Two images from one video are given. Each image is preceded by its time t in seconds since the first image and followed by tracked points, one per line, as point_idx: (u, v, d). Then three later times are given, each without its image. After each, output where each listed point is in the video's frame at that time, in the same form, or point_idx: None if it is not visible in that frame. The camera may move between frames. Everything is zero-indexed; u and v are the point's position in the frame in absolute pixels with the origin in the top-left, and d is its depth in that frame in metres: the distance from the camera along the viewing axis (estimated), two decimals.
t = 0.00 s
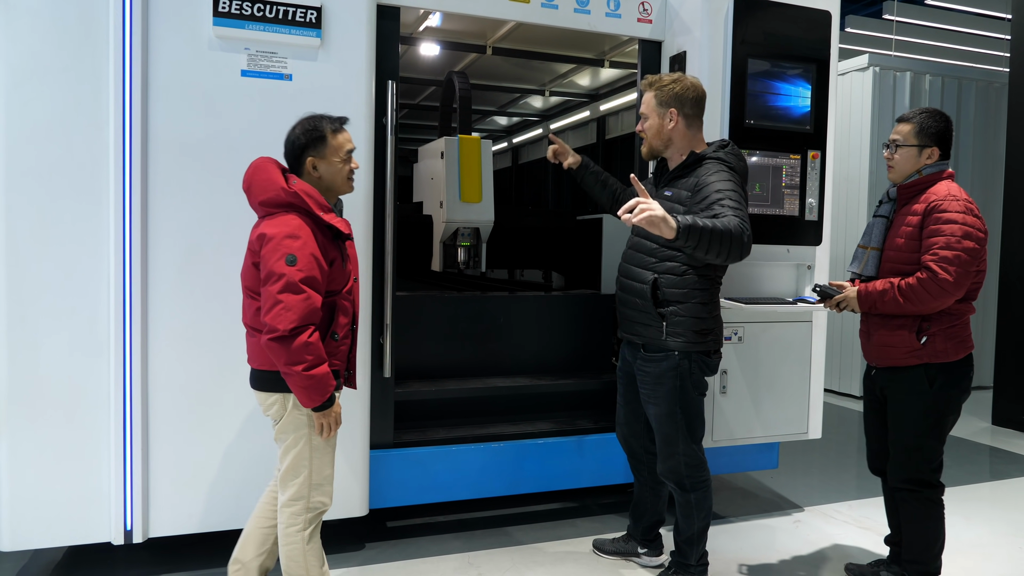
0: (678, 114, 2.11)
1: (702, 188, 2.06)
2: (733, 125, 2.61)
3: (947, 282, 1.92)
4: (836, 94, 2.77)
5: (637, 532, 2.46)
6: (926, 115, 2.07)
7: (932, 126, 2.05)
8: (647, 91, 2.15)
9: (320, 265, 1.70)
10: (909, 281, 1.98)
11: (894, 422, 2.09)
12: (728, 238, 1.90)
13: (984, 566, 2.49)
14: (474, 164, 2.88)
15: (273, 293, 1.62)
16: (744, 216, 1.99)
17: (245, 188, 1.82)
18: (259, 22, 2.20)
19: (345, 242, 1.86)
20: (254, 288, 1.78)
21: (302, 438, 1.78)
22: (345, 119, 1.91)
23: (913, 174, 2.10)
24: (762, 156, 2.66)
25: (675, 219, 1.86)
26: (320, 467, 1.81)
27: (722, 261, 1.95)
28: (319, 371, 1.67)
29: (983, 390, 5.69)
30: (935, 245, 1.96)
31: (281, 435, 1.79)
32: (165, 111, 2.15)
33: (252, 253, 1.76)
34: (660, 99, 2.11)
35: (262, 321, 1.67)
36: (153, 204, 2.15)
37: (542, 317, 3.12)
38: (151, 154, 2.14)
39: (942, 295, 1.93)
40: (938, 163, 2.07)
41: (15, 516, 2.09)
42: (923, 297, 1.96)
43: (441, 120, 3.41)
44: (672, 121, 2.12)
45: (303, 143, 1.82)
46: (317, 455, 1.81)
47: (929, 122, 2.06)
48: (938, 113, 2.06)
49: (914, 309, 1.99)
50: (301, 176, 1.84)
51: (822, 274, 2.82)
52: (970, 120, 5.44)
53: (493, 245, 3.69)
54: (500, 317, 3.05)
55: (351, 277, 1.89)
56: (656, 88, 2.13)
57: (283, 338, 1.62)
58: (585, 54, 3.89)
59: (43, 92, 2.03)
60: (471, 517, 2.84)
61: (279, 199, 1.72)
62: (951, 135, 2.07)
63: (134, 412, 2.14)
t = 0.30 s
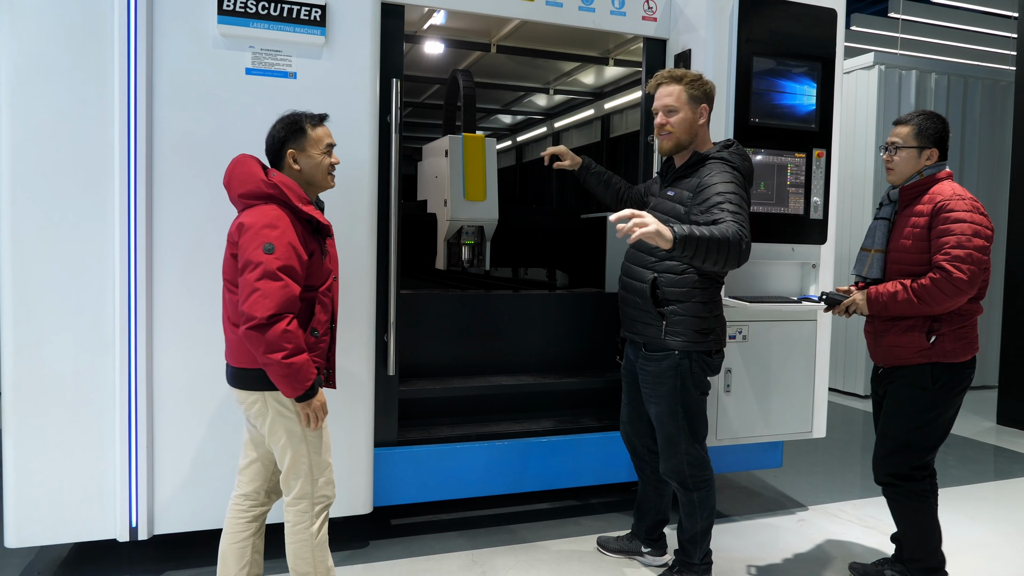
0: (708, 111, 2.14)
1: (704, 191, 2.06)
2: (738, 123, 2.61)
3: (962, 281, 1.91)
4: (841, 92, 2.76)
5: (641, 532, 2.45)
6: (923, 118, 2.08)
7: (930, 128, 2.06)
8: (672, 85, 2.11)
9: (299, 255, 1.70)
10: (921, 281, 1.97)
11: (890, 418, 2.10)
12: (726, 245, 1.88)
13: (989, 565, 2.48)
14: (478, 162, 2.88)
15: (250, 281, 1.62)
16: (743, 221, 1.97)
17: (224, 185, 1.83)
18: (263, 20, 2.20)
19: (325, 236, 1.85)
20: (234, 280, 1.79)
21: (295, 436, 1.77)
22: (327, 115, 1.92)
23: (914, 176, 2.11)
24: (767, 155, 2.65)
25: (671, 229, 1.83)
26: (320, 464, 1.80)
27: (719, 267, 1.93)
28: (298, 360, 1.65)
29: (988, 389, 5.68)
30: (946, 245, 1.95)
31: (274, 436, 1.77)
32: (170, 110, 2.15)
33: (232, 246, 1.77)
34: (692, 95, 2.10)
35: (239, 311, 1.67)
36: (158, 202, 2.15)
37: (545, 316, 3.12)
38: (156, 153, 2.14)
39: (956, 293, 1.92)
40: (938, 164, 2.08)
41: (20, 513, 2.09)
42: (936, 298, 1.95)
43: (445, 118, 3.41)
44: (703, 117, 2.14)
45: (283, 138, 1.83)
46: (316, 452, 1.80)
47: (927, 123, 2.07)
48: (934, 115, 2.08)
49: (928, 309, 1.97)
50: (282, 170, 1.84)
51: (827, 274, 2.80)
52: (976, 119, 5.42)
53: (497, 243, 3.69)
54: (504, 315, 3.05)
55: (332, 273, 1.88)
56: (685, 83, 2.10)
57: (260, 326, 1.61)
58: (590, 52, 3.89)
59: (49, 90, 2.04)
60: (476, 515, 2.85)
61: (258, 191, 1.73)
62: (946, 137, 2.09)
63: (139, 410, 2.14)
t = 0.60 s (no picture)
0: (700, 106, 2.10)
1: (706, 182, 2.06)
2: (742, 120, 2.60)
3: (955, 279, 1.90)
4: (846, 89, 2.75)
5: (644, 529, 2.45)
6: (946, 112, 2.04)
7: (951, 123, 2.03)
8: (664, 83, 2.11)
9: (298, 251, 1.70)
10: (918, 277, 1.97)
11: (903, 419, 2.09)
12: (723, 223, 1.88)
13: (994, 563, 2.48)
14: (482, 159, 2.88)
15: (249, 278, 1.63)
16: (744, 203, 1.96)
17: (224, 181, 1.83)
18: (267, 17, 2.20)
19: (325, 233, 1.86)
20: (235, 277, 1.79)
21: (296, 433, 1.77)
22: (325, 112, 1.92)
23: (929, 171, 2.09)
24: (771, 152, 2.64)
25: (662, 197, 1.81)
26: (322, 462, 1.81)
27: (716, 245, 1.92)
28: (298, 357, 1.66)
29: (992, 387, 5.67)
30: (946, 241, 1.95)
31: (275, 435, 1.77)
32: (174, 107, 2.15)
33: (232, 244, 1.77)
34: (682, 91, 2.09)
35: (240, 309, 1.67)
36: (162, 199, 2.15)
37: (549, 313, 3.12)
38: (160, 150, 2.15)
39: (950, 292, 1.92)
40: (955, 161, 2.05)
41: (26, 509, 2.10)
42: (931, 294, 1.95)
43: (449, 116, 3.40)
44: (694, 113, 2.11)
45: (281, 133, 1.83)
46: (318, 449, 1.81)
47: (948, 118, 2.03)
48: (957, 110, 2.04)
49: (920, 306, 1.98)
50: (280, 166, 1.85)
51: (832, 271, 2.80)
52: (981, 115, 5.40)
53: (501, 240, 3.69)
54: (508, 312, 3.05)
55: (332, 270, 1.88)
56: (676, 80, 2.09)
57: (259, 323, 1.62)
58: (593, 49, 3.88)
59: (54, 88, 2.04)
60: (479, 512, 2.85)
61: (257, 187, 1.73)
62: (970, 133, 2.05)
63: (144, 407, 2.15)
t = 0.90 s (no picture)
0: (705, 105, 2.11)
1: (707, 183, 2.06)
2: (745, 119, 2.60)
3: (976, 279, 1.89)
4: (849, 87, 2.75)
5: (648, 528, 2.46)
6: (966, 103, 2.01)
7: (972, 115, 2.00)
8: (666, 84, 2.11)
9: (317, 253, 1.70)
10: (936, 277, 1.96)
11: (918, 419, 2.08)
12: (722, 227, 1.87)
13: (1000, 563, 2.47)
14: (484, 159, 2.88)
15: (270, 282, 1.63)
16: (745, 208, 1.95)
17: (239, 185, 1.84)
18: (271, 18, 2.21)
19: (342, 231, 1.86)
20: (254, 280, 1.80)
21: (312, 434, 1.80)
22: (338, 110, 1.93)
23: (948, 165, 2.07)
24: (774, 151, 2.64)
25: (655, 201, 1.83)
26: (331, 465, 1.82)
27: (715, 249, 1.91)
28: (321, 359, 1.67)
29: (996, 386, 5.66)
30: (966, 240, 1.93)
31: (291, 433, 1.80)
32: (178, 108, 2.16)
33: (250, 247, 1.77)
34: (686, 90, 2.08)
35: (262, 312, 1.68)
36: (166, 199, 2.16)
37: (552, 313, 3.12)
38: (164, 151, 2.15)
39: (970, 293, 1.91)
40: (975, 155, 2.03)
41: (30, 509, 2.10)
42: (949, 295, 1.94)
43: (451, 116, 3.41)
44: (699, 112, 2.11)
45: (294, 132, 1.83)
46: (328, 450, 1.82)
47: (968, 110, 2.00)
48: (978, 100, 2.01)
49: (938, 307, 1.97)
50: (294, 166, 1.85)
51: (835, 270, 2.80)
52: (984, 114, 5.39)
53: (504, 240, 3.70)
54: (511, 312, 3.05)
55: (351, 268, 1.89)
56: (676, 80, 2.10)
57: (282, 327, 1.63)
58: (596, 48, 3.88)
59: (59, 89, 2.05)
60: (483, 512, 2.85)
61: (271, 191, 1.73)
62: (992, 124, 2.02)
63: (147, 407, 2.15)
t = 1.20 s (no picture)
0: (707, 107, 2.10)
1: (710, 188, 2.06)
2: (745, 120, 2.60)
3: (987, 285, 1.85)
4: (850, 88, 2.74)
5: (650, 529, 2.46)
6: (978, 102, 1.96)
7: (984, 114, 1.96)
8: (667, 88, 2.13)
9: (325, 256, 1.70)
10: (946, 284, 1.92)
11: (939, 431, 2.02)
12: (721, 235, 1.87)
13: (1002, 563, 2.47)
14: (485, 161, 2.88)
15: (277, 285, 1.63)
16: (748, 216, 1.95)
17: (250, 185, 1.84)
18: (272, 20, 2.21)
19: (353, 234, 1.86)
20: (264, 282, 1.81)
21: (313, 435, 1.80)
22: (351, 111, 1.93)
23: (961, 166, 2.02)
24: (775, 152, 2.64)
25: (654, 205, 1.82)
26: (330, 468, 1.84)
27: (714, 255, 1.91)
28: (326, 364, 1.67)
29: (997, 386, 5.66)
30: (976, 244, 1.89)
31: (294, 433, 1.81)
32: (179, 110, 2.16)
33: (259, 249, 1.79)
34: (687, 94, 2.09)
35: (269, 314, 1.69)
36: (167, 200, 2.16)
37: (553, 315, 3.12)
38: (166, 153, 2.15)
39: (982, 299, 1.86)
40: (989, 155, 1.98)
41: (31, 511, 2.10)
42: (961, 302, 1.89)
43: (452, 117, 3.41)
44: (702, 115, 2.11)
45: (308, 134, 1.84)
46: (329, 453, 1.83)
47: (980, 109, 1.96)
48: (991, 98, 1.96)
49: (950, 314, 1.93)
50: (308, 167, 1.85)
51: (836, 271, 2.80)
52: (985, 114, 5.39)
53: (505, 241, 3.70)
54: (511, 313, 3.05)
55: (361, 271, 1.89)
56: (678, 84, 2.11)
57: (288, 330, 1.63)
58: (596, 49, 3.88)
59: (60, 91, 2.05)
60: (485, 513, 2.85)
61: (282, 192, 1.73)
62: (1006, 122, 1.97)
63: (149, 409, 2.16)
